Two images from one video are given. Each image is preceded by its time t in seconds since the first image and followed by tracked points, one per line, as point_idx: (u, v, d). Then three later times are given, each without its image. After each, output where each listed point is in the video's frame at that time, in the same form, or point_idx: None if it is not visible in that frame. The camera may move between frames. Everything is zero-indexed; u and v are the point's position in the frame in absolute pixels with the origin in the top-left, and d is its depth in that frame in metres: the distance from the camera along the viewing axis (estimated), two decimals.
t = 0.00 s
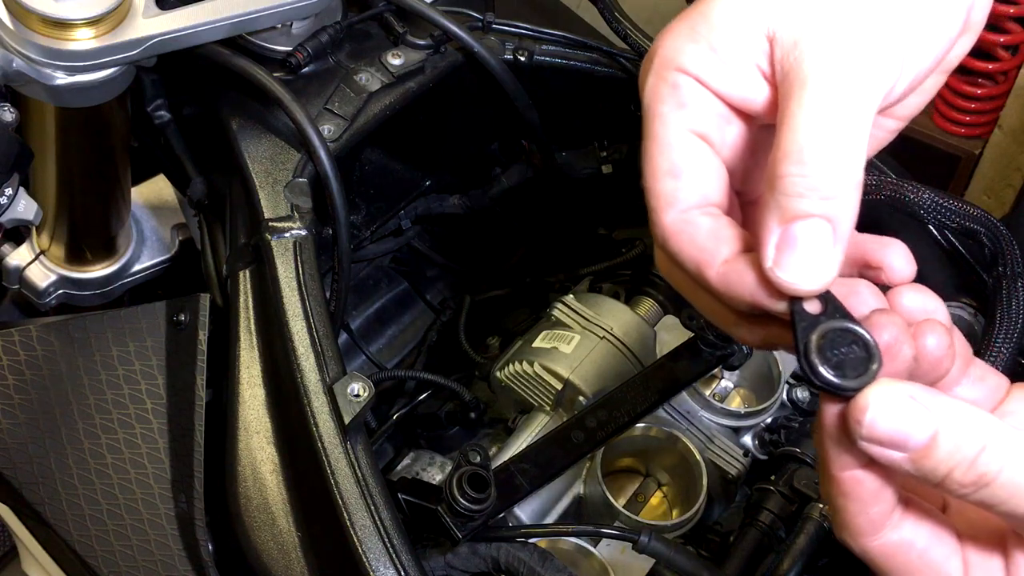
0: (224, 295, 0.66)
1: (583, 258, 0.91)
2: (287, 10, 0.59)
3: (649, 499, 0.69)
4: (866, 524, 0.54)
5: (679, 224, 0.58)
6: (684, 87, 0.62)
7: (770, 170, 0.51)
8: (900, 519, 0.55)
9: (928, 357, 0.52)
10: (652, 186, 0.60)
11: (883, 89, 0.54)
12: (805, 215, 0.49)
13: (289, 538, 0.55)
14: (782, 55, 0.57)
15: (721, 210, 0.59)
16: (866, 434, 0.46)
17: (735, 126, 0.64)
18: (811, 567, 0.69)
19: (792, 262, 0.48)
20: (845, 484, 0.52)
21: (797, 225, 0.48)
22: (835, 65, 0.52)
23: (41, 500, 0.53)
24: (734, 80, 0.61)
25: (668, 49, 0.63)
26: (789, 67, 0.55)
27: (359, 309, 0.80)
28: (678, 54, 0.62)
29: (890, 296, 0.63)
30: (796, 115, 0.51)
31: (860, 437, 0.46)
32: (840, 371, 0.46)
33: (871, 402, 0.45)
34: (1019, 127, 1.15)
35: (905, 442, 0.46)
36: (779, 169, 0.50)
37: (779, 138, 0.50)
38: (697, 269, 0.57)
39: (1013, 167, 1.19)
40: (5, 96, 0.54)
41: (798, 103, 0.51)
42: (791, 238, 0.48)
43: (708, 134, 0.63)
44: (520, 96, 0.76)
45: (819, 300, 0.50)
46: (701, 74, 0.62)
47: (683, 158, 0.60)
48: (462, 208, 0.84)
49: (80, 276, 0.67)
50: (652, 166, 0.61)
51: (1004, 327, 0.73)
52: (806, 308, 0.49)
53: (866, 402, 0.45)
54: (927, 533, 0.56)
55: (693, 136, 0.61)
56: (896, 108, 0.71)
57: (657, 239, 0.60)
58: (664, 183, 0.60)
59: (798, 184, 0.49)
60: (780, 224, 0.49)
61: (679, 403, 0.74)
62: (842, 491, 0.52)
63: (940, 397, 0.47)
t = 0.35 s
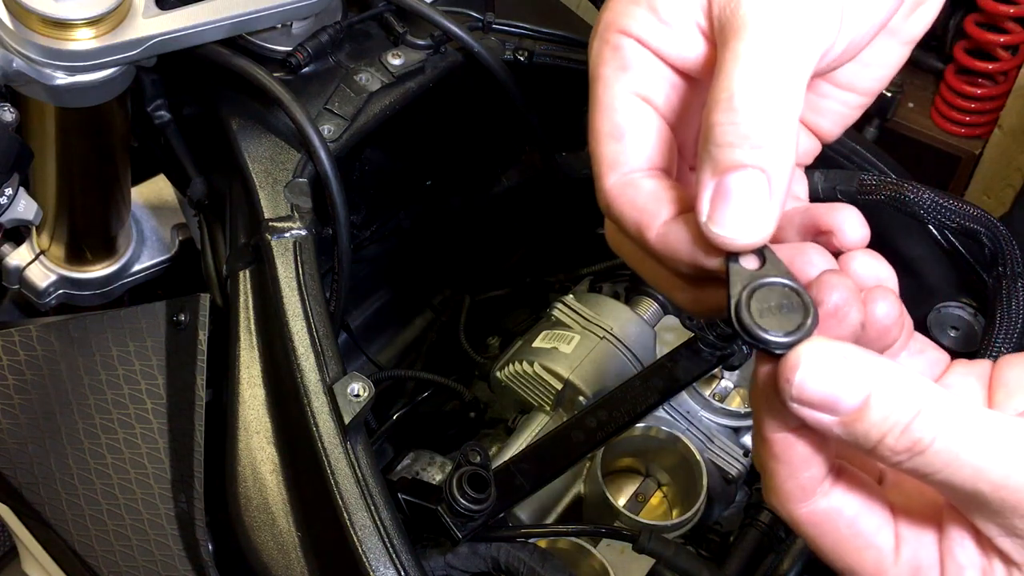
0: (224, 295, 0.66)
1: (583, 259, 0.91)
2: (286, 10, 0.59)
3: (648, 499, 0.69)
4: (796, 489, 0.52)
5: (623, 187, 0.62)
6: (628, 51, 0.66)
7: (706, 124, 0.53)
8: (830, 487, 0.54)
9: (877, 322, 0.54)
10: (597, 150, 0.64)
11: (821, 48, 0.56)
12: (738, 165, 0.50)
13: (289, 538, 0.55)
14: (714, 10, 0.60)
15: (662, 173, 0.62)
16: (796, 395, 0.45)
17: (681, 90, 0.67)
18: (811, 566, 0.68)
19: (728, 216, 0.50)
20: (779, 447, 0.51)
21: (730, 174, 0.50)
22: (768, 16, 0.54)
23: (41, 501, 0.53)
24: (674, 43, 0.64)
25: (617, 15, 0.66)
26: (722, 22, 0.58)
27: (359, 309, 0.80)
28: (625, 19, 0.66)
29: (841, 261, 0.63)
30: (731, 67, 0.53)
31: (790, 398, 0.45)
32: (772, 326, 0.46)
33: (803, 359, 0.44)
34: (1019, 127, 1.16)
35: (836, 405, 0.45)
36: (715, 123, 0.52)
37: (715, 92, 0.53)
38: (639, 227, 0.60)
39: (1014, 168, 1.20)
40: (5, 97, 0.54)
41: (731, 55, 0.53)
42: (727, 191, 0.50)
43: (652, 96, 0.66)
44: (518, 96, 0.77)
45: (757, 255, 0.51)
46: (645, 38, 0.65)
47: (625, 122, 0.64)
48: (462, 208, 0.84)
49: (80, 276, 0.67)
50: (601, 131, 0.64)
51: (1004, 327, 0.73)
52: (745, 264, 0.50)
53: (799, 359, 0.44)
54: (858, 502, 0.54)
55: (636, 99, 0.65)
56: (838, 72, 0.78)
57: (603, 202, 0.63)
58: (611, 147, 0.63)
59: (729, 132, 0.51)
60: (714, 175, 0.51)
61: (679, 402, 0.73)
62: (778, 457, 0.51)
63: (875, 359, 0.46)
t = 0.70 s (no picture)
0: (224, 295, 0.66)
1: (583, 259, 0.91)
2: (286, 10, 0.58)
3: (648, 499, 0.69)
4: (798, 471, 0.51)
5: (619, 166, 0.61)
6: (622, 27, 0.66)
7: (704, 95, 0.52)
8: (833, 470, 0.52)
9: (889, 305, 0.54)
10: (592, 130, 0.64)
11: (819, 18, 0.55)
12: (736, 135, 0.49)
13: (289, 538, 0.55)
14: None
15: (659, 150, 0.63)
16: (807, 369, 0.44)
17: (674, 66, 0.67)
18: (812, 566, 0.68)
19: (728, 188, 0.49)
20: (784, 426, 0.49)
21: (729, 145, 0.49)
22: None
23: (41, 501, 0.53)
24: (668, 19, 0.64)
25: None
26: None
27: (359, 309, 0.80)
28: None
29: (852, 240, 0.61)
30: (729, 34, 0.52)
31: (801, 372, 0.45)
32: (781, 301, 0.46)
33: (813, 332, 0.44)
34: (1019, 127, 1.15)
35: (847, 380, 0.44)
36: (713, 92, 0.51)
37: (713, 61, 0.52)
38: (636, 206, 0.60)
39: (1014, 168, 1.19)
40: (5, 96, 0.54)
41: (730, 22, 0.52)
42: (725, 162, 0.49)
43: (647, 73, 0.66)
44: (518, 95, 0.77)
45: (761, 228, 0.50)
46: (638, 13, 0.65)
47: (621, 100, 0.63)
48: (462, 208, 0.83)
49: (80, 276, 0.67)
50: (596, 110, 0.64)
51: (1004, 326, 0.73)
52: (748, 238, 0.50)
53: (808, 333, 0.44)
54: (862, 486, 0.53)
55: (631, 77, 0.65)
56: (830, 50, 0.75)
57: (600, 181, 0.63)
58: (606, 125, 0.63)
59: (727, 101, 0.50)
60: (713, 146, 0.50)
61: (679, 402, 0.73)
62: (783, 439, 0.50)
63: (889, 335, 0.45)
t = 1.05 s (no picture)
0: (224, 295, 0.66)
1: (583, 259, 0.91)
2: (286, 10, 0.58)
3: (648, 499, 0.69)
4: (806, 457, 0.51)
5: (623, 138, 0.61)
6: None
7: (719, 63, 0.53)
8: (840, 457, 0.52)
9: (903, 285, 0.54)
10: (596, 102, 0.64)
11: None
12: (750, 101, 0.50)
13: (289, 538, 0.55)
14: None
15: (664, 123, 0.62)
16: (826, 348, 0.43)
17: (678, 38, 0.67)
18: (812, 566, 0.68)
19: (742, 154, 0.49)
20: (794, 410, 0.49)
21: (744, 112, 0.50)
22: None
23: (41, 501, 0.53)
24: None
25: None
26: None
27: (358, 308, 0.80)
28: None
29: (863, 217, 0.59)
30: None
31: (819, 350, 0.44)
32: (797, 274, 0.44)
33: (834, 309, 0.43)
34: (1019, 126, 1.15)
35: (867, 361, 0.43)
36: (728, 55, 0.52)
37: (725, 23, 0.52)
38: (641, 179, 0.60)
39: (1013, 168, 1.18)
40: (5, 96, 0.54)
41: None
42: (741, 128, 0.49)
43: (650, 46, 0.66)
44: (518, 95, 0.77)
45: (777, 201, 0.50)
46: None
47: (625, 73, 0.64)
48: (461, 207, 0.83)
49: (79, 276, 0.67)
50: (599, 82, 0.64)
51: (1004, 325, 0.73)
52: (764, 210, 0.49)
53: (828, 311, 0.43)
54: (869, 474, 0.53)
55: (635, 50, 0.65)
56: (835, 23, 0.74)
57: (602, 154, 0.63)
58: (610, 97, 0.63)
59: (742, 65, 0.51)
60: (728, 113, 0.50)
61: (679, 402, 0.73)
62: (792, 419, 0.49)
63: (913, 317, 0.44)
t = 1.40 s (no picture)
0: (223, 295, 0.66)
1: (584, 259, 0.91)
2: (285, 9, 0.58)
3: (649, 500, 0.69)
4: (811, 463, 0.51)
5: (624, 143, 0.61)
6: None
7: (722, 68, 0.52)
8: (845, 460, 0.52)
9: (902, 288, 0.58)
10: (597, 107, 0.63)
11: None
12: (757, 108, 0.50)
13: (288, 539, 0.55)
14: None
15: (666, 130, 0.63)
16: (837, 343, 0.43)
17: (682, 41, 0.67)
18: (813, 567, 0.68)
19: (748, 161, 0.49)
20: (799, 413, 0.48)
21: (750, 118, 0.49)
22: None
23: (39, 501, 0.53)
24: None
25: None
26: None
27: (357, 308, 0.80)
28: None
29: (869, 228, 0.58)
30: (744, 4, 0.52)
31: (828, 344, 0.43)
32: (806, 271, 0.44)
33: (844, 303, 0.42)
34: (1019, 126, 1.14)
35: (876, 357, 0.43)
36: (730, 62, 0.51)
37: (729, 29, 0.52)
38: (643, 185, 0.60)
39: (1015, 168, 1.18)
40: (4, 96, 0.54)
41: None
42: (747, 134, 0.49)
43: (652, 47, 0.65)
44: (518, 95, 0.77)
45: (781, 205, 0.50)
46: None
47: (626, 76, 0.63)
48: (461, 207, 0.83)
49: (78, 276, 0.66)
50: (598, 86, 0.64)
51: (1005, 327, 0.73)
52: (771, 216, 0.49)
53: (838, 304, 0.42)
54: (876, 479, 0.52)
55: (637, 52, 0.64)
56: (838, 26, 0.74)
57: (602, 159, 0.63)
58: (610, 102, 0.63)
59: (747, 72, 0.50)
60: (734, 119, 0.50)
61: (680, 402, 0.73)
62: (799, 422, 0.49)
63: (923, 315, 0.44)
